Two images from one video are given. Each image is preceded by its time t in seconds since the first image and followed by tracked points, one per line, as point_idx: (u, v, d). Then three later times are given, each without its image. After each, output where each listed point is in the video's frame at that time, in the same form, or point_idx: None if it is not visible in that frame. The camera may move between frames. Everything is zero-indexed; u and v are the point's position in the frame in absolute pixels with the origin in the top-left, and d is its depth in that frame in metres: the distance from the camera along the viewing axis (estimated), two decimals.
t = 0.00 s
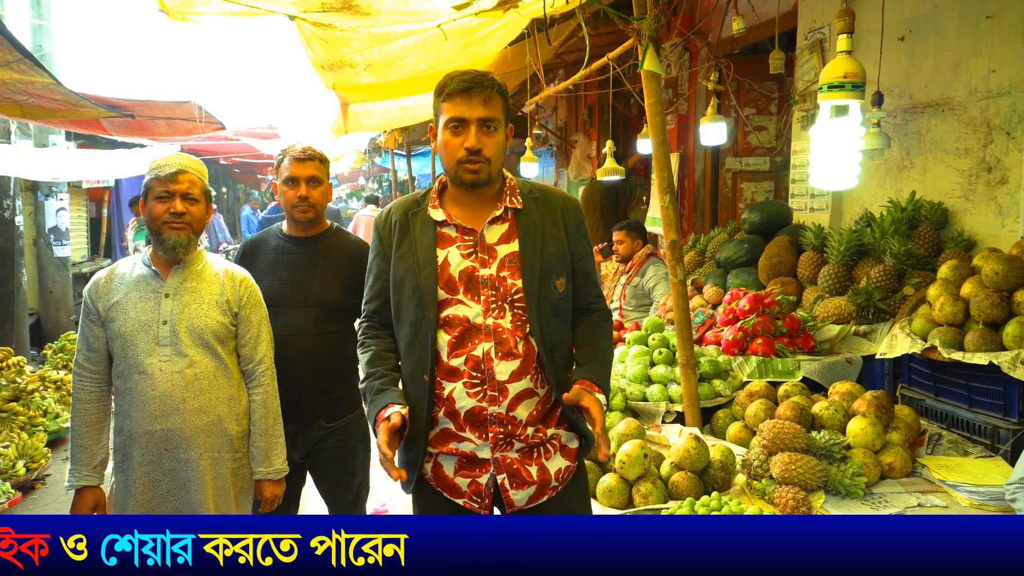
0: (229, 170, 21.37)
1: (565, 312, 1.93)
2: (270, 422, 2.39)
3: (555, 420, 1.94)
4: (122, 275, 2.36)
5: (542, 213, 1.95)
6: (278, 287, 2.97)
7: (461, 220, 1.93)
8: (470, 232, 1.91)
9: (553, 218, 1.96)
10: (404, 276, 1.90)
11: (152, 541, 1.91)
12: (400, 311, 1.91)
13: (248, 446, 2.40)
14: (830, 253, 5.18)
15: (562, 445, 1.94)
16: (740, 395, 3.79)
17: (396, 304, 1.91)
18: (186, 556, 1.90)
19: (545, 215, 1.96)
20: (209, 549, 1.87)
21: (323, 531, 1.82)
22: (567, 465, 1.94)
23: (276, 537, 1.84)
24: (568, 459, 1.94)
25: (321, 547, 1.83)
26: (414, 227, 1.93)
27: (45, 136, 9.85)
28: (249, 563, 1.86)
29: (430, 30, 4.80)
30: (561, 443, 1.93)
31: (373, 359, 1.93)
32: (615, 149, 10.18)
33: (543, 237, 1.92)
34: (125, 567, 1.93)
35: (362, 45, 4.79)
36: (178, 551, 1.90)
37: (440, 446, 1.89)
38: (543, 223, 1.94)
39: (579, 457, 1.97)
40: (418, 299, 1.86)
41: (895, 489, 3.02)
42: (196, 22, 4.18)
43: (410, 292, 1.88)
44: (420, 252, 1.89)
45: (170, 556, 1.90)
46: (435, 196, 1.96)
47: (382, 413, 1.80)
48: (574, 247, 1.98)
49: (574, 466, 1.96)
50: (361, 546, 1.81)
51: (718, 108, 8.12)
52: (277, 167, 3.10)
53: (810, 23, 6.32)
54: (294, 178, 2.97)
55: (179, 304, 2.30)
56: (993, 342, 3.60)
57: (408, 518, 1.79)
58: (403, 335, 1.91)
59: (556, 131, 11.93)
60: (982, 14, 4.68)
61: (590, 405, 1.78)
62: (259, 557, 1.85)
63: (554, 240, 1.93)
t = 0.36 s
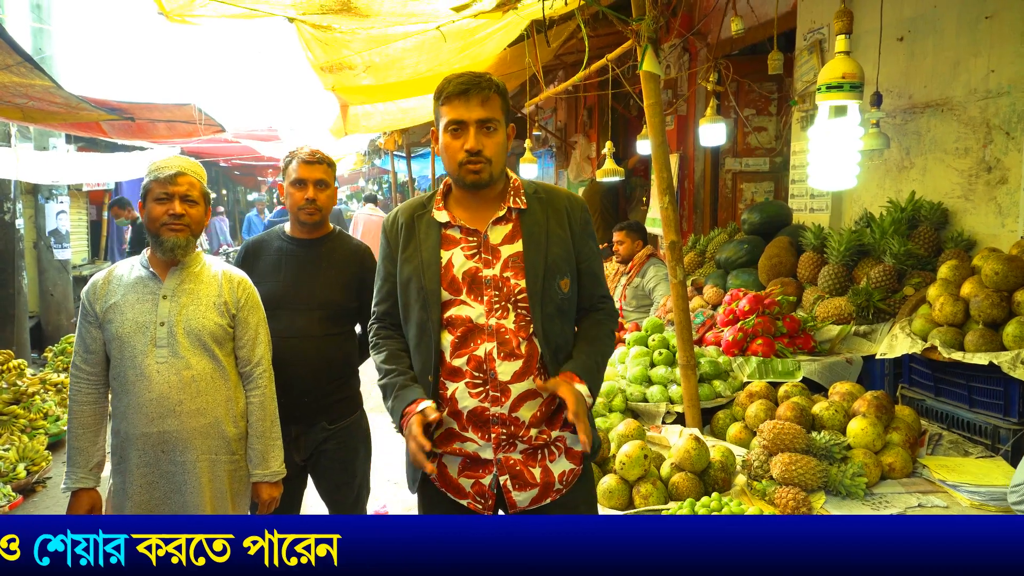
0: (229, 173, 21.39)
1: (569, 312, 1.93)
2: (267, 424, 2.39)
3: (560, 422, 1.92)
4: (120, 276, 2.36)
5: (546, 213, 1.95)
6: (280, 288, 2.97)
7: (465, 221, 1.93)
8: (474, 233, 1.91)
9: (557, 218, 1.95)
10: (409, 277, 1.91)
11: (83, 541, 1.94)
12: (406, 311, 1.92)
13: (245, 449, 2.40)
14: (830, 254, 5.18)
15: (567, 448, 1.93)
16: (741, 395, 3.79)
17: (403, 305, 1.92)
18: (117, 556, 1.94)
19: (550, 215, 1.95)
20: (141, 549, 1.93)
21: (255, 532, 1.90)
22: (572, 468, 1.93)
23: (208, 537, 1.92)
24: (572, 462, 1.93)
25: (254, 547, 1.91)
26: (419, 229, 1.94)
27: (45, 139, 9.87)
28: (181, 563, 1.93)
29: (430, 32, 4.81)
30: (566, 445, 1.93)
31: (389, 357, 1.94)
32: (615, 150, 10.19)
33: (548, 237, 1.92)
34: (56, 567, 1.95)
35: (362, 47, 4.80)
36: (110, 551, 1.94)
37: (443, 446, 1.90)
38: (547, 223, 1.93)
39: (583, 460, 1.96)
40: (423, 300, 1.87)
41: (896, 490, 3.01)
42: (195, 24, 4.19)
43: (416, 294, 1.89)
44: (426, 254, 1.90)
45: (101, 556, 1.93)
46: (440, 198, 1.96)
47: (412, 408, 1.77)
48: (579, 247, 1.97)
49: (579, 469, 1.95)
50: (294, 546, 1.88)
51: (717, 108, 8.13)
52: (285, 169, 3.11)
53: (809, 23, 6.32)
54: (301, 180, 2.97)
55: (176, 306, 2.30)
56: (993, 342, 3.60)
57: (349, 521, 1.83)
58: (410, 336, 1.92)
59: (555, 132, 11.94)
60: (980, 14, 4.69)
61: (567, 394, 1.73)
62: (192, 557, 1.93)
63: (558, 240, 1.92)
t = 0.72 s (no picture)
0: (230, 173, 21.40)
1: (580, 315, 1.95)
2: (266, 425, 2.40)
3: (568, 423, 1.94)
4: (120, 277, 2.37)
5: (561, 216, 1.96)
6: (280, 289, 2.97)
7: (482, 219, 1.94)
8: (490, 232, 1.91)
9: (572, 221, 1.97)
10: (423, 271, 1.89)
11: (17, 541, 1.92)
12: (418, 305, 1.90)
13: (244, 450, 2.40)
14: (830, 254, 5.18)
15: (574, 449, 1.94)
16: (741, 396, 3.80)
17: (415, 299, 1.90)
18: (50, 556, 1.94)
19: (565, 218, 1.97)
20: (75, 549, 1.93)
21: (188, 532, 1.94)
22: (579, 469, 1.94)
23: (142, 537, 1.94)
24: (580, 463, 1.95)
25: (186, 547, 1.95)
26: (435, 223, 1.93)
27: (46, 140, 9.89)
28: (114, 563, 1.94)
29: (430, 33, 4.82)
30: (573, 446, 1.94)
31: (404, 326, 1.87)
32: (615, 151, 10.20)
33: (562, 239, 1.94)
34: None
35: (363, 47, 4.81)
36: (44, 551, 1.93)
37: (450, 447, 1.90)
38: (563, 226, 1.95)
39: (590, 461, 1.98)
40: (437, 294, 1.86)
41: (895, 491, 3.01)
42: (196, 25, 4.19)
43: (429, 288, 1.87)
44: (441, 248, 1.89)
45: (34, 556, 1.92)
46: (457, 193, 1.96)
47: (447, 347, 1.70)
48: (592, 250, 2.00)
49: (586, 471, 1.97)
50: (226, 546, 1.92)
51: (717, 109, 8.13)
52: (285, 170, 3.11)
53: (809, 25, 6.32)
54: (301, 182, 2.98)
55: (176, 306, 2.31)
56: (992, 344, 3.60)
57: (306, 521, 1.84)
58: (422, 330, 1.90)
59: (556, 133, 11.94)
60: (980, 15, 4.69)
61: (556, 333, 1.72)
62: (125, 557, 1.93)
63: (573, 244, 1.94)
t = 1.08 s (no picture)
0: (223, 173, 21.34)
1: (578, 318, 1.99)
2: (259, 426, 2.39)
3: (568, 422, 1.98)
4: (111, 277, 2.36)
5: (567, 223, 2.00)
6: (274, 289, 2.97)
7: (490, 221, 1.93)
8: (499, 234, 1.91)
9: (576, 228, 2.01)
10: (431, 270, 1.84)
11: None
12: (426, 305, 1.86)
13: (237, 450, 2.39)
14: (822, 254, 5.21)
15: (574, 448, 1.98)
16: (733, 395, 3.81)
17: (423, 299, 1.86)
18: None
19: (570, 225, 2.01)
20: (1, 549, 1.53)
21: (122, 530, 1.60)
22: (582, 468, 1.98)
23: (74, 536, 1.56)
24: (582, 462, 1.98)
25: (121, 548, 1.60)
26: (443, 221, 1.89)
27: (37, 139, 9.84)
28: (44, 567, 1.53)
29: (424, 33, 4.82)
30: (573, 446, 1.98)
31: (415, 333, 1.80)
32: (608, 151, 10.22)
33: (568, 247, 1.97)
34: None
35: (356, 47, 4.80)
36: None
37: (456, 451, 1.88)
38: (569, 233, 1.98)
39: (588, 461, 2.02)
40: (449, 295, 1.83)
41: (886, 489, 3.03)
42: (190, 24, 4.18)
43: (438, 288, 1.83)
44: (452, 248, 1.85)
45: None
46: (465, 192, 1.94)
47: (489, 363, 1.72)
48: (591, 258, 2.05)
49: (587, 470, 2.01)
50: (160, 547, 1.57)
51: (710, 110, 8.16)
52: (277, 170, 3.10)
53: (801, 26, 6.35)
54: (291, 183, 2.97)
55: (168, 307, 2.30)
56: (982, 343, 3.63)
57: (266, 519, 1.52)
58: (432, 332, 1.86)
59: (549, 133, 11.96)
60: (971, 17, 4.73)
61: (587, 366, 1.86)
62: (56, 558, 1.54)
63: (578, 250, 1.98)
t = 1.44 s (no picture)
0: (221, 175, 21.30)
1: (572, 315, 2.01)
2: (260, 426, 2.40)
3: (567, 419, 2.00)
4: (113, 278, 2.36)
5: (557, 220, 2.02)
6: (274, 291, 2.98)
7: (482, 221, 1.94)
8: (492, 234, 1.92)
9: (566, 226, 2.03)
10: (425, 274, 1.85)
11: None
12: (421, 308, 1.87)
13: (238, 450, 2.40)
14: (820, 253, 5.22)
15: (573, 445, 2.00)
16: (732, 394, 3.82)
17: (418, 303, 1.87)
18: None
19: (560, 222, 2.03)
20: None
21: (55, 530, 1.62)
22: (580, 466, 2.00)
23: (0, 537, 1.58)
24: (580, 459, 2.01)
25: (54, 548, 1.62)
26: (435, 223, 1.90)
27: (36, 141, 9.85)
28: None
29: (421, 33, 4.82)
30: (572, 443, 1.99)
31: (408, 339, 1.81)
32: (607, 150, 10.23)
33: (560, 244, 1.99)
34: None
35: (353, 48, 4.81)
36: None
37: (458, 450, 1.89)
38: (559, 230, 2.00)
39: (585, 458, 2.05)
40: (444, 298, 1.84)
41: (884, 487, 3.04)
42: (187, 25, 4.18)
43: (433, 291, 1.84)
44: (445, 250, 1.86)
45: None
46: (456, 194, 1.95)
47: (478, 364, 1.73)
48: (583, 255, 2.07)
49: (585, 467, 2.03)
50: (93, 547, 1.59)
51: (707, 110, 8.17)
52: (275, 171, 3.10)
53: (798, 25, 6.36)
54: (288, 184, 2.98)
55: (169, 308, 2.31)
56: (980, 341, 3.65)
57: (265, 519, 1.54)
58: (428, 335, 1.87)
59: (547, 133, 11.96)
60: (966, 16, 4.74)
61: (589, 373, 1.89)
62: None
63: (569, 247, 2.00)
